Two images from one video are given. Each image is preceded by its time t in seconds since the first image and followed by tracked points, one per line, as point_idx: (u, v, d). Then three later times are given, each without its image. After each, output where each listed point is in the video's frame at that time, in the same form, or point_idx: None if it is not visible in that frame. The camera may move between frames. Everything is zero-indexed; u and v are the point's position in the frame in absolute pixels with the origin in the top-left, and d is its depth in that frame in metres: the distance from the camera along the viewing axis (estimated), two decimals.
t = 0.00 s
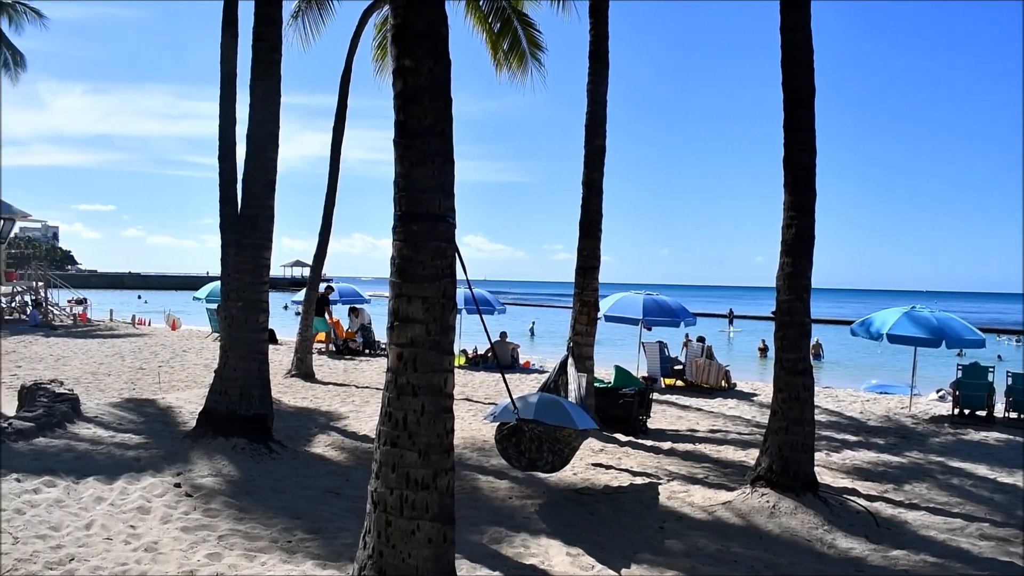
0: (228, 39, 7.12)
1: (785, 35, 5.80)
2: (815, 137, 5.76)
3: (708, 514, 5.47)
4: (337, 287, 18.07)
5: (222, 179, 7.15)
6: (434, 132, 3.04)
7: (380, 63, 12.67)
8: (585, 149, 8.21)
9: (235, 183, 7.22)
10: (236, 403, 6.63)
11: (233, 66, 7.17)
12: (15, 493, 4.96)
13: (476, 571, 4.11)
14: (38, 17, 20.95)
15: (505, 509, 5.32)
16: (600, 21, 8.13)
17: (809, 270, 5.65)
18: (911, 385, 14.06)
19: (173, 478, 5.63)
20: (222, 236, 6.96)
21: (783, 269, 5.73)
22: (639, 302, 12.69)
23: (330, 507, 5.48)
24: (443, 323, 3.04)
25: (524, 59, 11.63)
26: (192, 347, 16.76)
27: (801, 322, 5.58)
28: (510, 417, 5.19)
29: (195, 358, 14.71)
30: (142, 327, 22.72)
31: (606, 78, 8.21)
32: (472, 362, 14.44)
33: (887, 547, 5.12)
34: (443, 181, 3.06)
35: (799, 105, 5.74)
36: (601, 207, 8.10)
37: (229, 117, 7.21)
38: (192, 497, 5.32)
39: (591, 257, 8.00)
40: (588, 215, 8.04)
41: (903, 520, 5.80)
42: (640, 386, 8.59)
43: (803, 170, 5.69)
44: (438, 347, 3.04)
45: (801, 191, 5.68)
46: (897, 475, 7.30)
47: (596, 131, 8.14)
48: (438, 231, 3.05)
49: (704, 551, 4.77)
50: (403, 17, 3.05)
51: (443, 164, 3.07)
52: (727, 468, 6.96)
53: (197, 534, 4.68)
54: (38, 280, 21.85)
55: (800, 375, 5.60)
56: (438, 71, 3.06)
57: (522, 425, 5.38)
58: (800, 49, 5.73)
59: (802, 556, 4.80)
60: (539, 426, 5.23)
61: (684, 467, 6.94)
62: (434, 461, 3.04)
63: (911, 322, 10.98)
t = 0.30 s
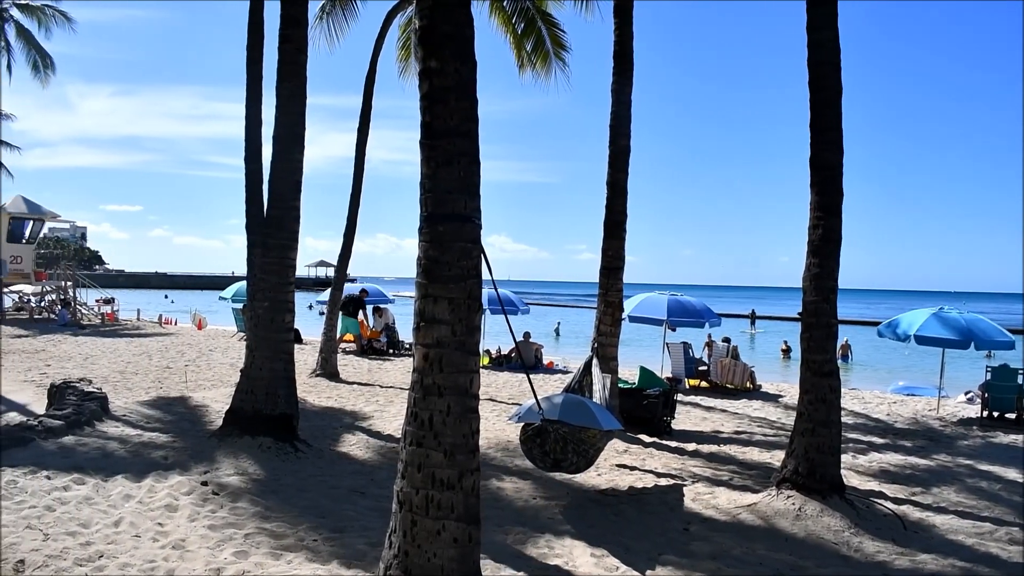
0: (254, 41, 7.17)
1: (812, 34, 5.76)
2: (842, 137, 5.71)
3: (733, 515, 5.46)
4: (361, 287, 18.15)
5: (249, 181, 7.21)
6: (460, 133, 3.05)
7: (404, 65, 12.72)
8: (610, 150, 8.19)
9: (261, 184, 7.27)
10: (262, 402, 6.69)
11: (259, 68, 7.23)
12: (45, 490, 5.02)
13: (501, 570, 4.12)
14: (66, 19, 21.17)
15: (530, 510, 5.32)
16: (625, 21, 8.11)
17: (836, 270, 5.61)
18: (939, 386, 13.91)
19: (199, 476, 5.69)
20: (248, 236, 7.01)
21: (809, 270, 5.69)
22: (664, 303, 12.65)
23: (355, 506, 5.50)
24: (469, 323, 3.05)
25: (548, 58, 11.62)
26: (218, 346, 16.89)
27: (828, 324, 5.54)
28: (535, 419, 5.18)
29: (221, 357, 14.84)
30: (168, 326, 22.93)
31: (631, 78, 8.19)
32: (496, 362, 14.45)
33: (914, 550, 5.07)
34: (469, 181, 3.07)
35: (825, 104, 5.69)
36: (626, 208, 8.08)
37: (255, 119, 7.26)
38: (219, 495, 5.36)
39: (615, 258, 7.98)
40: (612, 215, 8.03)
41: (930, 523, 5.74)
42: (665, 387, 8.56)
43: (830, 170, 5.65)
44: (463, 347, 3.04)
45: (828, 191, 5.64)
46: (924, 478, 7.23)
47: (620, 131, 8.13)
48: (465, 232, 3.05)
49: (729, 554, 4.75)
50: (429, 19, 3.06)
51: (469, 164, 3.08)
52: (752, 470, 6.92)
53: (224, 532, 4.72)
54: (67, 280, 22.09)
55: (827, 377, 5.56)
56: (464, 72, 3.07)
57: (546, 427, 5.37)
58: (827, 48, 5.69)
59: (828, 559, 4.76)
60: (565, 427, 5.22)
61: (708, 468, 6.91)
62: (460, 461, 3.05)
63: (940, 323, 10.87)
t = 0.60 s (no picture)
0: (279, 44, 7.21)
1: (837, 33, 5.72)
2: (868, 137, 5.67)
3: (758, 518, 5.43)
4: (383, 287, 18.22)
5: (274, 182, 7.26)
6: (485, 135, 3.06)
7: (426, 66, 12.75)
8: (633, 150, 8.17)
9: (286, 185, 7.32)
10: (287, 402, 6.73)
11: (283, 70, 7.27)
12: (74, 489, 5.08)
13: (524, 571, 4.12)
14: (93, 22, 21.39)
15: (553, 511, 5.32)
16: (648, 21, 8.08)
17: (862, 271, 5.57)
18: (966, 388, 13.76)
19: (225, 476, 5.73)
20: (273, 237, 7.06)
21: (835, 271, 5.65)
22: (687, 303, 12.60)
23: (379, 506, 5.53)
24: (493, 325, 3.05)
25: (570, 58, 11.62)
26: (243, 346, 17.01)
27: (854, 325, 5.50)
28: (558, 420, 5.18)
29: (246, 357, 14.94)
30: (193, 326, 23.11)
31: (654, 78, 8.17)
32: (518, 362, 14.46)
33: (941, 554, 5.03)
34: (494, 183, 3.08)
35: (851, 103, 5.66)
36: (649, 208, 8.07)
37: (279, 121, 7.31)
38: (244, 494, 5.41)
39: (639, 258, 7.96)
40: (635, 216, 8.01)
41: (958, 527, 5.68)
42: (688, 388, 8.53)
43: (855, 171, 5.61)
44: (488, 349, 3.05)
45: (854, 191, 5.60)
46: (951, 481, 7.16)
47: (643, 131, 8.11)
48: (490, 233, 3.06)
49: (754, 556, 4.73)
50: (454, 21, 3.07)
51: (493, 166, 3.08)
52: (777, 472, 6.88)
53: (250, 531, 4.75)
54: (93, 280, 22.31)
55: (852, 379, 5.52)
56: (490, 74, 3.08)
57: (570, 428, 5.36)
58: (853, 47, 5.65)
59: (854, 563, 4.73)
60: (589, 428, 5.21)
61: (732, 470, 6.88)
62: (484, 462, 3.05)
63: (967, 324, 10.76)
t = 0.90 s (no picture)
0: (304, 45, 7.26)
1: (864, 32, 5.67)
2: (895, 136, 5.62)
3: (783, 520, 5.40)
4: (407, 287, 18.27)
5: (298, 183, 7.30)
6: (510, 135, 3.06)
7: (449, 66, 12.77)
8: (657, 150, 8.15)
9: (310, 186, 7.36)
10: (312, 401, 6.78)
11: (307, 71, 7.32)
12: (102, 486, 5.14)
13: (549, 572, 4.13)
14: (119, 25, 21.60)
15: (577, 512, 5.33)
16: (672, 20, 8.06)
17: (890, 272, 5.53)
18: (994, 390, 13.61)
19: (251, 474, 5.78)
20: (298, 238, 7.11)
21: (861, 271, 5.61)
22: (711, 304, 12.55)
23: (403, 505, 5.55)
24: (519, 325, 3.06)
25: (592, 59, 11.59)
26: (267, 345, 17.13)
27: (881, 326, 5.46)
28: (582, 420, 5.18)
29: (271, 356, 15.04)
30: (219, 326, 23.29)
31: (678, 77, 8.14)
32: (541, 362, 14.46)
33: (969, 558, 4.98)
34: (520, 185, 3.08)
35: (878, 103, 5.61)
36: (673, 208, 8.04)
37: (304, 122, 7.36)
38: (270, 493, 5.45)
39: (663, 258, 7.94)
40: (659, 216, 7.99)
41: (986, 531, 5.62)
42: (712, 389, 8.50)
43: (882, 171, 5.57)
44: (513, 349, 3.05)
45: (881, 191, 5.56)
46: (980, 484, 7.08)
47: (667, 131, 8.08)
48: (516, 234, 3.06)
49: (779, 558, 4.71)
50: (480, 22, 3.08)
51: (519, 167, 3.08)
52: (802, 474, 6.84)
53: (275, 529, 4.79)
54: (120, 280, 22.52)
55: (879, 380, 5.47)
56: (515, 75, 3.08)
57: (594, 428, 5.35)
58: (880, 46, 5.61)
59: (880, 566, 4.69)
60: (613, 428, 5.20)
61: (757, 472, 6.84)
62: (509, 462, 3.06)
63: (995, 325, 10.64)
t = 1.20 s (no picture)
0: (326, 47, 7.30)
1: (889, 31, 5.63)
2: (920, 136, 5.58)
3: (807, 523, 5.38)
4: (428, 288, 18.31)
5: (321, 184, 7.34)
6: (534, 136, 3.07)
7: (470, 67, 12.79)
8: (679, 150, 8.13)
9: (333, 187, 7.40)
10: (334, 401, 6.81)
11: (329, 73, 7.35)
12: (128, 484, 5.20)
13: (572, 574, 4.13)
14: (143, 27, 21.75)
15: (599, 513, 5.33)
16: (694, 20, 8.03)
17: (915, 272, 5.48)
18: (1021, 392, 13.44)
19: (275, 474, 5.82)
20: (321, 238, 7.14)
21: (886, 272, 5.57)
22: (733, 304, 12.48)
23: (426, 505, 5.57)
24: (542, 326, 3.06)
25: (614, 59, 11.58)
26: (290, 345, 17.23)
27: (906, 327, 5.41)
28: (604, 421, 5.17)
29: (293, 356, 15.13)
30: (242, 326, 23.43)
31: (701, 77, 8.11)
32: (563, 363, 14.45)
33: (995, 562, 4.93)
34: (543, 186, 3.08)
35: (903, 102, 5.57)
36: (696, 209, 8.01)
37: (327, 123, 7.39)
38: (293, 492, 5.49)
39: (685, 259, 7.92)
40: (682, 216, 7.97)
41: (1013, 534, 5.56)
42: (735, 390, 8.47)
43: (907, 171, 5.53)
44: (536, 350, 3.05)
45: (906, 191, 5.51)
46: (1006, 487, 7.01)
47: (689, 131, 8.06)
48: (540, 235, 3.06)
49: (802, 561, 4.69)
50: (503, 23, 3.08)
51: (542, 168, 3.08)
52: (826, 476, 6.80)
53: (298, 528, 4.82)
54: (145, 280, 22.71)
55: (905, 382, 5.43)
56: (538, 76, 3.09)
57: (616, 429, 5.35)
58: (905, 45, 5.56)
59: (905, 569, 4.66)
60: (635, 429, 5.19)
61: (780, 474, 6.81)
62: (532, 463, 3.06)
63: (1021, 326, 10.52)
